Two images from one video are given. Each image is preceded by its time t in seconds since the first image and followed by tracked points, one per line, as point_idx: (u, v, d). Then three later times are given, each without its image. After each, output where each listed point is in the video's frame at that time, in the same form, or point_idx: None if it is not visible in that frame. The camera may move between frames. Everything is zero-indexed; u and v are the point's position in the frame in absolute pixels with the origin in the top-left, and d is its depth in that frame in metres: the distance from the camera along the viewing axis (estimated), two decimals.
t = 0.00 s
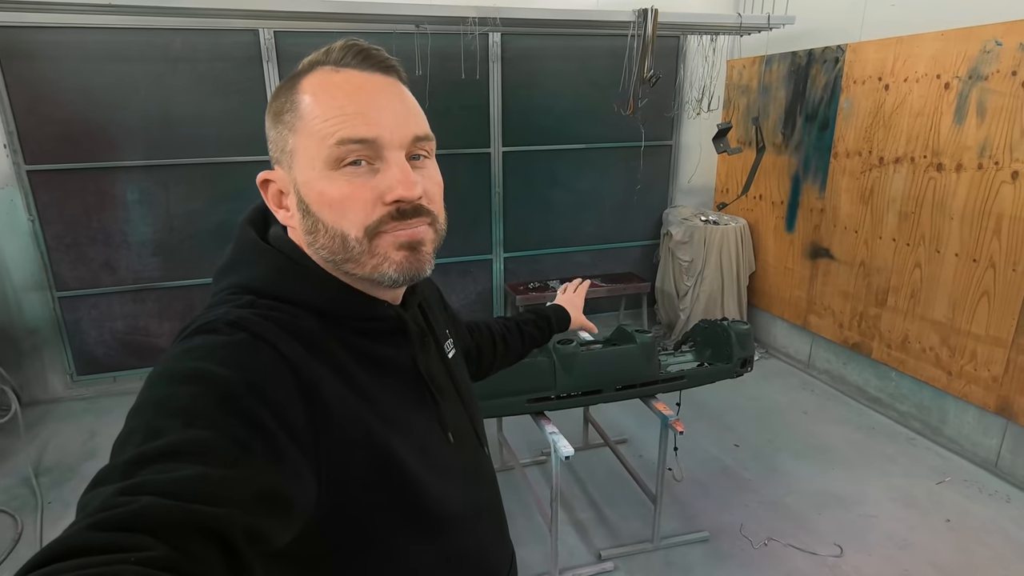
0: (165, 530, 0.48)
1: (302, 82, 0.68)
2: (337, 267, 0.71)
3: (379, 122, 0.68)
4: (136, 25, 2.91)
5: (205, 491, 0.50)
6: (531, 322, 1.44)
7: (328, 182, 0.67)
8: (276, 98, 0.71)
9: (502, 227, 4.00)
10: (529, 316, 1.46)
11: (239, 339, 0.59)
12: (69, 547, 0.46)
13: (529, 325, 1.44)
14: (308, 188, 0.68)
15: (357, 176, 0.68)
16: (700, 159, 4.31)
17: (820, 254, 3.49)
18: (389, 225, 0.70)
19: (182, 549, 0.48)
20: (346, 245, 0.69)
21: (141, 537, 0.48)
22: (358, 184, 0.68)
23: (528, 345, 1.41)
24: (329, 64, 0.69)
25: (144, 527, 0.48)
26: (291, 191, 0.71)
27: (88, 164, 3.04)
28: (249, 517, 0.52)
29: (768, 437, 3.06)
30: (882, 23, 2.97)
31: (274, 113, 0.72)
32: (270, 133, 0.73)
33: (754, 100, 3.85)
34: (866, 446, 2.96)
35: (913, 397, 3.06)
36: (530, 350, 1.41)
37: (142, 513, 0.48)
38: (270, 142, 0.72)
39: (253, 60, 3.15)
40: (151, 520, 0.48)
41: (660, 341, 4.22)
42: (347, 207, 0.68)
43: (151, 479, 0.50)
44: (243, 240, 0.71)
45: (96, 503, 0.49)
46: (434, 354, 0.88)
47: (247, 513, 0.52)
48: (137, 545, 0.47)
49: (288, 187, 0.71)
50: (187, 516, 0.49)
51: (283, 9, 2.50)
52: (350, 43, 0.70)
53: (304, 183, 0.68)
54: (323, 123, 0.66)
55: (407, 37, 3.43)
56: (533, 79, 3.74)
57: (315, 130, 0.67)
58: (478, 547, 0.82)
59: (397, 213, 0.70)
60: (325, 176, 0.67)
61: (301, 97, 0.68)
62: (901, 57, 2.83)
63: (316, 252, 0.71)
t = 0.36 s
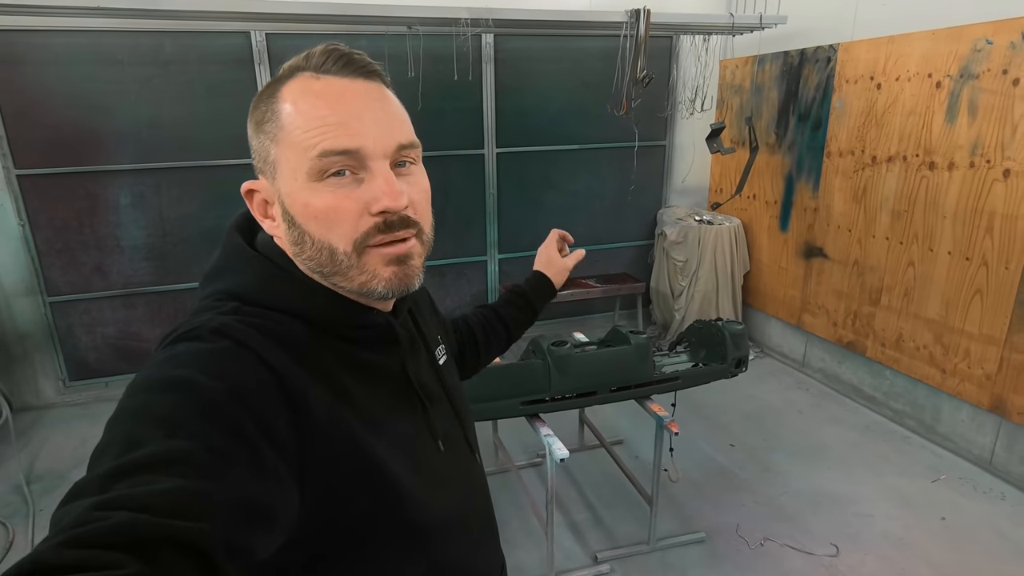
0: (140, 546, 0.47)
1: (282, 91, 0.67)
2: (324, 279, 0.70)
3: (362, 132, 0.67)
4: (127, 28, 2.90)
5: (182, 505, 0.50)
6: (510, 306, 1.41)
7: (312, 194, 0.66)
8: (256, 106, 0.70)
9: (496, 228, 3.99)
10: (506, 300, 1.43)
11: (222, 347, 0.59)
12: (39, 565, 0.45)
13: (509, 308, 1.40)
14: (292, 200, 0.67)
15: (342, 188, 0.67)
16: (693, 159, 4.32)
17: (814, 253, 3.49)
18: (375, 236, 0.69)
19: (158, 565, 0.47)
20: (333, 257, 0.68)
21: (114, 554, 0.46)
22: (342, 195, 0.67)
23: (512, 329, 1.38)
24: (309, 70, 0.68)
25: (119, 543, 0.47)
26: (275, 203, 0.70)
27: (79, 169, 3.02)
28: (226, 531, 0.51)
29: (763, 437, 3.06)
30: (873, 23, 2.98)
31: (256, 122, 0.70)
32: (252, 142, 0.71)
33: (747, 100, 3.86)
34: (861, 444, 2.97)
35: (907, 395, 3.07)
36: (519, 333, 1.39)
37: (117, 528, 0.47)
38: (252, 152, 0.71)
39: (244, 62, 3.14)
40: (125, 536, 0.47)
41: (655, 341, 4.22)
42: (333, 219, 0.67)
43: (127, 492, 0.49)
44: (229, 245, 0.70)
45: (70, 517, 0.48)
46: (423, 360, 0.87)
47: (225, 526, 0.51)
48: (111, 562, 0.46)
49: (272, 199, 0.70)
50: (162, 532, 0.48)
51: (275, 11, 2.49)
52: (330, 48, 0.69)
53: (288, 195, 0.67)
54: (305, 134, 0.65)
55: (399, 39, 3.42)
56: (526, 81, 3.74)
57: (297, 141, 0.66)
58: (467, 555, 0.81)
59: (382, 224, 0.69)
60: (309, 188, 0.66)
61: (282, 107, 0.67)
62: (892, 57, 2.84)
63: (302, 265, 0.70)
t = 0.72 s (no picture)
0: (127, 559, 0.47)
1: (249, 102, 0.66)
2: (312, 289, 0.69)
3: (333, 136, 0.65)
4: (128, 28, 2.90)
5: (171, 516, 0.49)
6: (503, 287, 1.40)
7: (291, 206, 0.66)
8: (227, 120, 0.69)
9: (499, 226, 3.98)
10: (501, 280, 1.42)
11: (213, 353, 0.58)
12: None
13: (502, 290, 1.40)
14: (273, 214, 0.66)
15: (320, 197, 0.66)
16: (698, 156, 4.30)
17: (819, 249, 3.47)
18: (359, 242, 0.68)
19: None
20: (319, 267, 0.67)
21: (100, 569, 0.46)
22: (322, 205, 0.66)
23: (507, 311, 1.39)
24: (273, 77, 0.66)
25: (104, 557, 0.46)
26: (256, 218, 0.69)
27: (83, 170, 3.03)
28: (215, 541, 0.51)
29: (768, 435, 3.04)
30: (879, 17, 2.95)
31: (227, 137, 0.70)
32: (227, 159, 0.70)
33: (751, 96, 3.83)
34: (867, 442, 2.95)
35: (914, 392, 3.04)
36: (515, 315, 1.40)
37: (103, 542, 0.46)
38: (229, 168, 0.70)
39: (246, 62, 3.14)
40: (111, 551, 0.46)
41: (659, 339, 4.21)
42: (314, 229, 0.66)
43: (115, 504, 0.48)
44: (222, 251, 0.70)
45: (56, 532, 0.47)
46: (421, 362, 0.87)
47: (215, 536, 0.51)
48: None
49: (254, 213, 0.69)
50: (149, 545, 0.47)
51: (276, 10, 2.48)
52: (293, 51, 0.68)
53: (268, 209, 0.67)
54: (276, 146, 0.64)
55: (401, 37, 3.41)
56: (529, 78, 3.73)
57: (269, 153, 0.65)
58: (466, 558, 0.81)
59: (364, 230, 0.68)
60: (288, 201, 0.65)
61: (251, 119, 0.66)
62: (898, 51, 2.81)
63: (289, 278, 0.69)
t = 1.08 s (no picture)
0: (129, 563, 0.47)
1: (269, 96, 0.66)
2: (317, 290, 0.69)
3: (350, 140, 0.65)
4: (142, 31, 2.93)
5: (172, 521, 0.49)
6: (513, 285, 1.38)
7: (302, 204, 0.65)
8: (246, 111, 0.68)
9: (508, 227, 3.98)
10: (512, 278, 1.40)
11: (214, 356, 0.58)
12: None
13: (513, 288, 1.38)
14: (284, 211, 0.66)
15: (333, 198, 0.66)
16: (709, 156, 4.27)
17: (833, 251, 3.43)
18: (368, 247, 0.68)
19: None
20: (327, 268, 0.67)
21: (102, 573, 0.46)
22: (334, 206, 0.66)
23: (519, 309, 1.36)
24: (295, 73, 0.66)
25: (105, 562, 0.46)
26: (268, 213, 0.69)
27: (97, 171, 3.07)
28: (217, 544, 0.51)
29: (780, 438, 3.00)
30: (894, 16, 2.91)
31: (242, 129, 0.69)
32: (241, 149, 0.70)
33: (764, 96, 3.79)
34: (881, 446, 2.90)
35: (930, 396, 2.99)
36: (528, 313, 1.38)
37: (104, 546, 0.46)
38: (243, 159, 0.70)
39: (257, 63, 3.16)
40: (113, 554, 0.46)
41: (670, 341, 4.18)
42: (325, 231, 0.66)
43: (116, 509, 0.49)
44: (224, 251, 0.70)
45: (57, 535, 0.47)
46: (425, 363, 0.87)
47: (217, 539, 0.51)
48: None
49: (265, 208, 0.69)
50: (150, 548, 0.47)
51: (286, 12, 2.50)
52: (317, 50, 0.68)
53: (279, 205, 0.66)
54: (293, 144, 0.64)
55: (410, 38, 3.42)
56: (539, 79, 3.72)
57: (286, 150, 0.65)
58: (469, 561, 0.80)
59: (375, 235, 0.68)
60: (300, 199, 0.65)
61: (270, 113, 0.65)
62: (914, 49, 2.77)
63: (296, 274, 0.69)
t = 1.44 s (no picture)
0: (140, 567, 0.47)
1: (300, 102, 0.66)
2: (339, 293, 0.69)
3: (383, 148, 0.66)
4: (155, 34, 2.96)
5: (182, 526, 0.49)
6: (520, 297, 1.38)
7: (331, 209, 0.65)
8: (272, 117, 0.68)
9: (516, 230, 3.97)
10: (519, 290, 1.40)
11: (226, 361, 0.58)
12: None
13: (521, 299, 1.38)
14: (311, 215, 0.66)
15: (361, 203, 0.66)
16: (718, 161, 4.25)
17: (843, 257, 3.40)
18: (395, 253, 0.68)
19: None
20: (352, 272, 0.67)
21: None
22: (364, 211, 0.66)
23: (526, 320, 1.36)
24: (329, 81, 0.66)
25: (115, 565, 0.46)
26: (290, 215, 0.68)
27: (109, 172, 3.10)
28: (227, 550, 0.51)
29: (788, 446, 2.98)
30: (907, 21, 2.89)
31: (269, 132, 0.68)
32: (264, 154, 0.70)
33: (775, 101, 3.78)
34: (891, 455, 2.87)
35: (940, 404, 2.96)
36: (535, 325, 1.37)
37: (115, 550, 0.46)
38: (266, 162, 0.69)
39: (268, 66, 3.18)
40: (124, 558, 0.46)
41: (677, 346, 4.16)
42: (353, 236, 0.66)
43: (127, 513, 0.49)
44: (237, 256, 0.70)
45: (70, 538, 0.48)
46: (434, 369, 0.86)
47: (227, 546, 0.51)
48: None
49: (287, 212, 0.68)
50: (161, 552, 0.47)
51: (297, 15, 2.51)
52: (351, 60, 0.68)
53: (306, 209, 0.66)
54: (325, 149, 0.64)
55: (420, 42, 3.43)
56: (548, 83, 3.72)
57: (317, 154, 0.64)
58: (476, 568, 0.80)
59: (403, 241, 0.68)
60: (330, 204, 0.65)
61: (301, 119, 0.65)
62: (927, 55, 2.75)
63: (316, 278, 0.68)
